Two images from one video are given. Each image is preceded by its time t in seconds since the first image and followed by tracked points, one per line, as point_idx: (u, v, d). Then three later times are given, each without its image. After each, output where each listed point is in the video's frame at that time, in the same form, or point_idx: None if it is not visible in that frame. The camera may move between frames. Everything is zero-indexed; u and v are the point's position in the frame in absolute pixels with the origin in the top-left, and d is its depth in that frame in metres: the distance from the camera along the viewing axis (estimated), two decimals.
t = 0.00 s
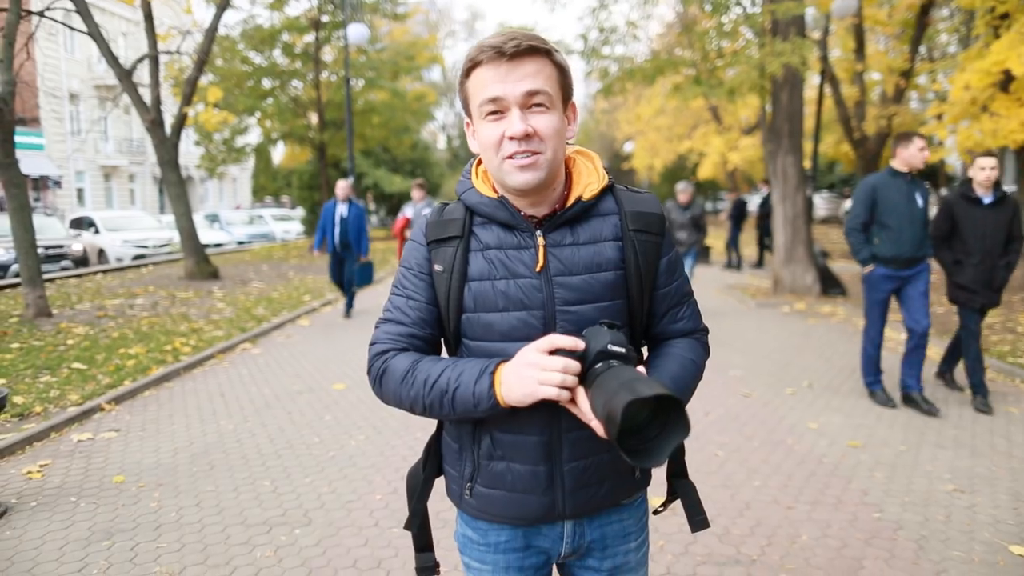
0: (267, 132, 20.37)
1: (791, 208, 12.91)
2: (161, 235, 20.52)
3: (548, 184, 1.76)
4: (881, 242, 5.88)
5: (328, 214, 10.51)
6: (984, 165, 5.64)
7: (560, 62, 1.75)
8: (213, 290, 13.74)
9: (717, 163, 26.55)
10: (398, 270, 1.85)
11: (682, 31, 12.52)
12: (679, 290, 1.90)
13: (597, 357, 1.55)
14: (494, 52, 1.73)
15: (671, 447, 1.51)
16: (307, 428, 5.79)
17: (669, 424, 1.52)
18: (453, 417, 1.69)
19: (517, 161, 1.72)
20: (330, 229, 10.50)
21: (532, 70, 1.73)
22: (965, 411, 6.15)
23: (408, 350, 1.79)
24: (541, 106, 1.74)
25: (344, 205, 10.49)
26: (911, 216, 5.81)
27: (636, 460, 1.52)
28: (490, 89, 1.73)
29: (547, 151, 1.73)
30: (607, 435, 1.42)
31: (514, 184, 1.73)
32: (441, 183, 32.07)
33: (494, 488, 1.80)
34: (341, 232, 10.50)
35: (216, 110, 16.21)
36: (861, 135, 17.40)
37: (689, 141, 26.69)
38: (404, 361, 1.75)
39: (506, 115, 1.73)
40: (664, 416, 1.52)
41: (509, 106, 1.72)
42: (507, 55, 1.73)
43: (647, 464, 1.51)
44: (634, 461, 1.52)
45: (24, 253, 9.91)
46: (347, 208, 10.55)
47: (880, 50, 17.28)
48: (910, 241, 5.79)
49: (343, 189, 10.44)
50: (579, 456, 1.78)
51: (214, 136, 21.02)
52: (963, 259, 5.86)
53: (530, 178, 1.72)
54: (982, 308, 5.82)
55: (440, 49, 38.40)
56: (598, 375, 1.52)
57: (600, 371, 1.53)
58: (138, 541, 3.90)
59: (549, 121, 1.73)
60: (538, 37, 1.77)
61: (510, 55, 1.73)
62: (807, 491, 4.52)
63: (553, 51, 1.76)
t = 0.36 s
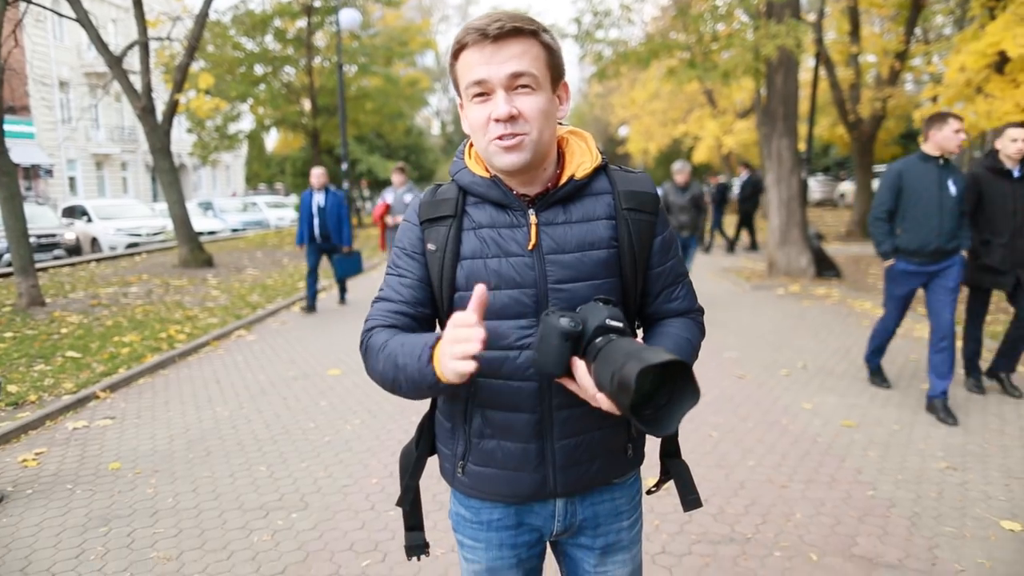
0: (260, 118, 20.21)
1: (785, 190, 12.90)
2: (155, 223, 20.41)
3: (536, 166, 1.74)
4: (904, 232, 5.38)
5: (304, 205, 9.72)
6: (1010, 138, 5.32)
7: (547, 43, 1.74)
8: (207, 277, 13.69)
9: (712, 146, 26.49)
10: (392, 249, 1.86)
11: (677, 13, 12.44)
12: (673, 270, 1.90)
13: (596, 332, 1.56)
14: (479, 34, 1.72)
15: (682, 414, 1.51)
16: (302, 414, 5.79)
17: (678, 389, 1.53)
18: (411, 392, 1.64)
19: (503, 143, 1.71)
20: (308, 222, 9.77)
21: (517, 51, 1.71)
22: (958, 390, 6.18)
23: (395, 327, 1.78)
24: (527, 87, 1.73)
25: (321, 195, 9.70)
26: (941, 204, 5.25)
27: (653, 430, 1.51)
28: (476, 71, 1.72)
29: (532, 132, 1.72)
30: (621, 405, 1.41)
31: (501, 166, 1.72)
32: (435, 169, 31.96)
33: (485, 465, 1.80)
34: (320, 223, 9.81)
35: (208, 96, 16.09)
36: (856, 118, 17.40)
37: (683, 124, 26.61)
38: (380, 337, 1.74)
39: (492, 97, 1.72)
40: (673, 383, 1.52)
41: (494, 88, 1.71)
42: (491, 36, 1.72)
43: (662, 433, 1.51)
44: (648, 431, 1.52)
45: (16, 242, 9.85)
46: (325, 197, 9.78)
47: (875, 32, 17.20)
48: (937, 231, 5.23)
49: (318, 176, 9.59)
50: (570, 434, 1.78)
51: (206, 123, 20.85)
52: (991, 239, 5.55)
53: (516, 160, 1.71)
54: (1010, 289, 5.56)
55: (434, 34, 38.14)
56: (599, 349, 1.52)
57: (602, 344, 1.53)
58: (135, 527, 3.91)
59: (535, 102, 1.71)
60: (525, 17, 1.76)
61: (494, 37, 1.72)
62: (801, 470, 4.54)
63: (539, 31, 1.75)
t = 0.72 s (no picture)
0: (268, 129, 20.27)
1: (793, 200, 12.86)
2: (163, 234, 20.49)
3: (559, 175, 1.74)
4: (949, 239, 4.85)
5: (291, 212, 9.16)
6: None
7: (570, 53, 1.73)
8: (215, 288, 13.72)
9: (718, 156, 26.47)
10: (416, 257, 1.85)
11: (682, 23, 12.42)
12: (696, 284, 1.88)
13: (621, 340, 1.54)
14: (503, 44, 1.73)
15: (705, 428, 1.49)
16: (310, 428, 5.77)
17: (702, 404, 1.51)
18: (442, 363, 1.56)
19: (526, 152, 1.70)
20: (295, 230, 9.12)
21: (541, 60, 1.71)
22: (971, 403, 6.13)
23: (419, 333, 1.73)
24: (550, 97, 1.72)
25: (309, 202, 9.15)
26: (990, 210, 4.75)
27: (675, 444, 1.50)
28: (499, 81, 1.71)
29: (556, 141, 1.71)
30: (644, 416, 1.39)
31: (524, 176, 1.71)
32: (442, 179, 32.01)
33: (505, 483, 1.78)
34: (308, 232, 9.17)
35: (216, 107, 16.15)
36: (863, 127, 17.37)
37: (689, 134, 26.58)
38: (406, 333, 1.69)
39: (515, 106, 1.71)
40: (697, 394, 1.51)
41: (517, 97, 1.70)
42: (515, 45, 1.72)
43: (684, 447, 1.49)
44: (671, 445, 1.50)
45: (26, 255, 9.90)
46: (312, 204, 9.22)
47: (882, 41, 17.16)
48: (986, 240, 4.73)
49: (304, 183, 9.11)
50: (592, 451, 1.76)
51: (213, 134, 20.97)
52: None
53: (541, 169, 1.70)
54: None
55: (440, 44, 38.30)
56: (623, 357, 1.50)
57: (626, 352, 1.51)
58: (144, 544, 3.89)
59: (558, 112, 1.70)
60: (548, 28, 1.76)
61: (517, 46, 1.72)
62: (815, 487, 4.50)
63: (562, 42, 1.75)
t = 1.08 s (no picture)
0: (269, 142, 20.31)
1: (792, 214, 12.90)
2: (163, 245, 20.51)
3: (579, 186, 1.74)
4: (1000, 263, 4.15)
5: (274, 226, 8.81)
6: None
7: (593, 67, 1.75)
8: (214, 300, 13.71)
9: (718, 170, 26.54)
10: (433, 267, 1.84)
11: (682, 38, 12.50)
12: (712, 298, 1.88)
13: (638, 339, 1.54)
14: (528, 56, 1.74)
15: (723, 423, 1.48)
16: (309, 439, 5.74)
17: (719, 398, 1.50)
18: (470, 363, 1.55)
19: (548, 162, 1.71)
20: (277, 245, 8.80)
21: (564, 73, 1.73)
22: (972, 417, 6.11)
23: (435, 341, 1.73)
24: (573, 109, 1.73)
25: (293, 217, 8.81)
26: None
27: (693, 437, 1.49)
28: (524, 92, 1.73)
29: (578, 152, 1.71)
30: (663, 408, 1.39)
31: (546, 185, 1.71)
32: (442, 191, 32.10)
33: (518, 497, 1.76)
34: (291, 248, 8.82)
35: (218, 119, 16.23)
36: (862, 141, 17.45)
37: (689, 148, 26.68)
38: (420, 344, 1.69)
39: (539, 117, 1.72)
40: (715, 392, 1.50)
41: (541, 108, 1.71)
42: (540, 59, 1.74)
43: (703, 439, 1.48)
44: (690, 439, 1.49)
45: (25, 265, 9.90)
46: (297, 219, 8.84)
47: (880, 56, 17.27)
48: None
49: (290, 196, 8.73)
50: (607, 463, 1.75)
51: (215, 146, 21.06)
52: None
53: (563, 179, 1.70)
54: None
55: (441, 58, 38.57)
56: (639, 355, 1.50)
57: (642, 350, 1.50)
58: (140, 555, 3.86)
59: (582, 123, 1.71)
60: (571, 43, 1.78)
61: (542, 60, 1.74)
62: (815, 500, 4.47)
63: (585, 57, 1.76)
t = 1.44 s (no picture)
0: (248, 148, 20.15)
1: (770, 223, 13.07)
2: (139, 251, 20.24)
3: (561, 196, 1.76)
4: None
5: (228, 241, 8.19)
6: None
7: (574, 78, 1.76)
8: (191, 307, 13.56)
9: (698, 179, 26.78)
10: (416, 277, 1.85)
11: (662, 48, 12.60)
12: (693, 308, 1.90)
13: (625, 349, 1.55)
14: (509, 67, 1.76)
15: (706, 433, 1.50)
16: (288, 447, 5.70)
17: (703, 409, 1.53)
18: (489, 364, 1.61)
19: (530, 173, 1.72)
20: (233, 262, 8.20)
21: (545, 84, 1.74)
22: (945, 424, 6.21)
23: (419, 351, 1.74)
24: (554, 120, 1.75)
25: (248, 230, 8.21)
26: None
27: (676, 448, 1.50)
28: (505, 103, 1.74)
29: (559, 162, 1.73)
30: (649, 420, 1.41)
31: (527, 197, 1.73)
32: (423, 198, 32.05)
33: (500, 504, 1.77)
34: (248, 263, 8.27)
35: (196, 124, 16.08)
36: (838, 152, 17.73)
37: (669, 157, 26.88)
38: (407, 354, 1.71)
39: (520, 128, 1.74)
40: (697, 402, 1.53)
41: (522, 119, 1.73)
42: (521, 70, 1.75)
43: (685, 449, 1.50)
44: (673, 448, 1.51)
45: None
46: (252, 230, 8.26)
47: (856, 68, 17.56)
48: None
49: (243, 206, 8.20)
50: (589, 471, 1.76)
51: (193, 151, 20.85)
52: None
53: (544, 190, 1.72)
54: None
55: (423, 66, 38.62)
56: (624, 365, 1.52)
57: (627, 360, 1.52)
58: (113, 566, 3.80)
59: (562, 134, 1.73)
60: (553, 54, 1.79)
61: (524, 71, 1.75)
62: (792, 506, 4.52)
63: (566, 67, 1.78)
